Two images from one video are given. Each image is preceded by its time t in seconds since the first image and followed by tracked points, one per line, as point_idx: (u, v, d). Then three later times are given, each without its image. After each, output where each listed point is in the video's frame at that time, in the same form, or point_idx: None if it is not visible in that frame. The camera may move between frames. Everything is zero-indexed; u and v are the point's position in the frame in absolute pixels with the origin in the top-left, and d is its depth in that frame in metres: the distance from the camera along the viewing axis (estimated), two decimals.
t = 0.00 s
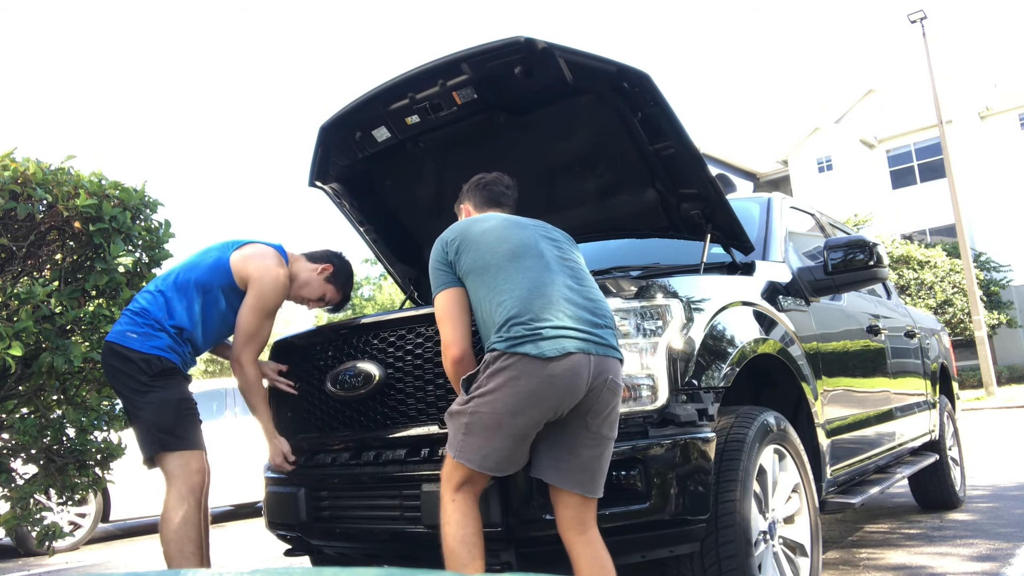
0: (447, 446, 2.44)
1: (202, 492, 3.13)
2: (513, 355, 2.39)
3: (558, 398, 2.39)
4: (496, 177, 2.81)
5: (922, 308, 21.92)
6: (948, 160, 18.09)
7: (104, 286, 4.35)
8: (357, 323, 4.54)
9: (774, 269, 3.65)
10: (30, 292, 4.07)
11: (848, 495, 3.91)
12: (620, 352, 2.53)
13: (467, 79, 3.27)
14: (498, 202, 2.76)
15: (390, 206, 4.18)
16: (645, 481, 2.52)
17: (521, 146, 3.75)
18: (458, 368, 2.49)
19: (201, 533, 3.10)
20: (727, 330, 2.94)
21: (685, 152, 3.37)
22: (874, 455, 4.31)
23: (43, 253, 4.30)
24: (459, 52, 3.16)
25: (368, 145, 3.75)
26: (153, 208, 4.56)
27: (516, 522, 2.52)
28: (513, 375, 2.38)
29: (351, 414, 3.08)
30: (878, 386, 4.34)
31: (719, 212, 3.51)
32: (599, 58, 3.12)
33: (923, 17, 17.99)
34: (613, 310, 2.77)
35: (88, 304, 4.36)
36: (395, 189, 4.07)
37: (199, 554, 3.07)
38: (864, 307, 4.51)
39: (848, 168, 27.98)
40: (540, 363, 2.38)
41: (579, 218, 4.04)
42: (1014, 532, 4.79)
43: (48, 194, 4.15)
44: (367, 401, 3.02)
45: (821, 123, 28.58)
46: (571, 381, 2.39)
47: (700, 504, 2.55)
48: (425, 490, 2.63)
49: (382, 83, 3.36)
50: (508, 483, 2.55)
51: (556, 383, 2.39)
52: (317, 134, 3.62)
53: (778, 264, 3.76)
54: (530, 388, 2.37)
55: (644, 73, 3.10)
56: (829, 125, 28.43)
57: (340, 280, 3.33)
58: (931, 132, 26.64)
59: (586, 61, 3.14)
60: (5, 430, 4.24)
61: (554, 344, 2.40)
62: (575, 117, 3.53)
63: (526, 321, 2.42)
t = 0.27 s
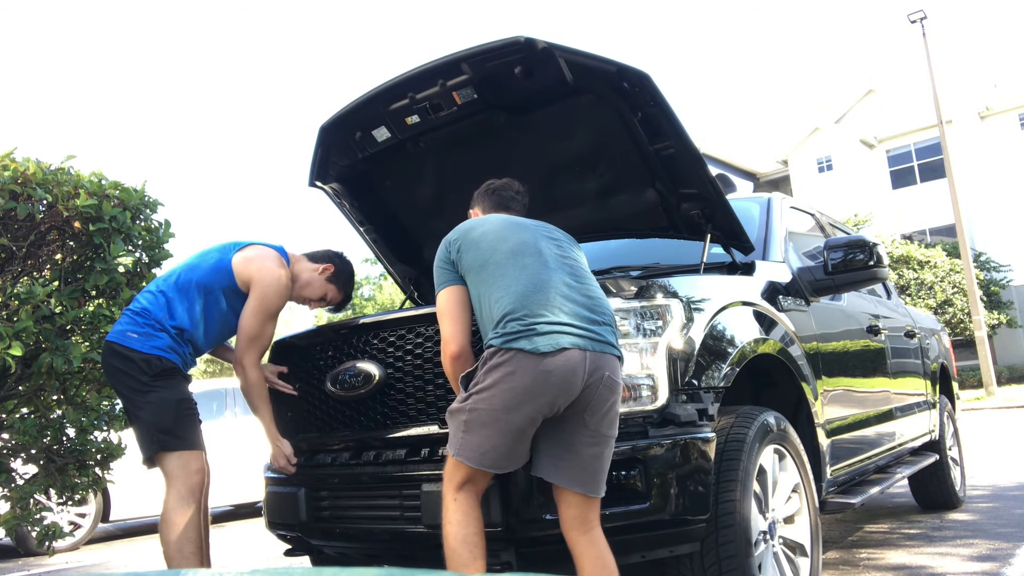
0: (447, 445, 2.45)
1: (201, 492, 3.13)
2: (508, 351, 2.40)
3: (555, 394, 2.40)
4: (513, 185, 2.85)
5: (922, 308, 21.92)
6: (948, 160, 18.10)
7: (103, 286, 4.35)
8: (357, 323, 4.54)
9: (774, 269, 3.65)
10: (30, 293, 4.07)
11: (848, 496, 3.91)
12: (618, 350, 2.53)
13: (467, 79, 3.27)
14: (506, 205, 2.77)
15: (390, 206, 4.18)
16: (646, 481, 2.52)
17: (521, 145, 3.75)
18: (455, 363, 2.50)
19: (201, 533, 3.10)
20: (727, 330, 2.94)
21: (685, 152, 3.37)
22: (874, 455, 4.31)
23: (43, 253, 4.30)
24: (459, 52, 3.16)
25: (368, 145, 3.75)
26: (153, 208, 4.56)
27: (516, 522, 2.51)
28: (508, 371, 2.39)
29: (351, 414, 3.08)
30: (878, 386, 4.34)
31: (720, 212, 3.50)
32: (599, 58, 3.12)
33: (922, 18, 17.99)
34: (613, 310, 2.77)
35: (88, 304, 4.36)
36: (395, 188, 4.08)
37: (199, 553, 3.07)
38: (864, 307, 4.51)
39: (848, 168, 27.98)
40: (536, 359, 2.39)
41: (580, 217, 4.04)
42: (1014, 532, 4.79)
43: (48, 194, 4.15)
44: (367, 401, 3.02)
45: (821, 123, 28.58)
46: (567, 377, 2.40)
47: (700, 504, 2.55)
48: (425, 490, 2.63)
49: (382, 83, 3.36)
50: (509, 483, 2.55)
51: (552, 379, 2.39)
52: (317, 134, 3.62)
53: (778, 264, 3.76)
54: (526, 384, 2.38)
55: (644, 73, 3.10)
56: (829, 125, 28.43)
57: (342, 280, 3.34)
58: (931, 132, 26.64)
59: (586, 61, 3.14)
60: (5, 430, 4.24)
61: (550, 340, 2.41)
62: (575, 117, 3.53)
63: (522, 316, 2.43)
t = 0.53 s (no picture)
0: (445, 446, 2.46)
1: (203, 491, 3.12)
2: (502, 350, 2.41)
3: (549, 392, 2.40)
4: (520, 194, 2.88)
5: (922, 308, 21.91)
6: (948, 160, 18.10)
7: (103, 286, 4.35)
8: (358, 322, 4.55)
9: (774, 269, 3.65)
10: (30, 293, 4.07)
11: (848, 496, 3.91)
12: (614, 349, 2.52)
13: (467, 79, 3.27)
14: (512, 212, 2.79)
15: (390, 206, 4.18)
16: (645, 481, 2.52)
17: (521, 145, 3.75)
18: (453, 359, 2.50)
19: (202, 534, 3.09)
20: (727, 330, 2.94)
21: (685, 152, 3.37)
22: (875, 455, 4.31)
23: (44, 253, 4.30)
24: (459, 52, 3.16)
25: (368, 145, 3.75)
26: (153, 208, 4.56)
27: (515, 522, 2.51)
28: (502, 370, 2.39)
29: (351, 414, 3.08)
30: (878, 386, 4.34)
31: (720, 212, 3.49)
32: (599, 58, 3.12)
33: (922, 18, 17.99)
34: (613, 310, 2.77)
35: (88, 304, 4.36)
36: (395, 188, 4.08)
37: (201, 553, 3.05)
38: (864, 308, 4.51)
39: (848, 168, 27.98)
40: (529, 357, 2.39)
41: (580, 217, 4.04)
42: (1014, 532, 4.79)
43: (48, 194, 4.15)
44: (367, 401, 3.03)
45: (821, 123, 28.59)
46: (561, 376, 2.41)
47: (700, 504, 2.55)
48: (424, 490, 2.63)
49: (382, 83, 3.36)
50: (508, 483, 2.55)
51: (546, 378, 2.39)
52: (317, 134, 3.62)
53: (778, 264, 3.76)
54: (520, 382, 2.38)
55: (644, 73, 3.11)
56: (829, 125, 28.44)
57: (341, 273, 3.34)
58: (931, 132, 26.64)
59: (586, 61, 3.14)
60: (5, 430, 4.24)
61: (543, 339, 2.41)
62: (574, 117, 3.54)
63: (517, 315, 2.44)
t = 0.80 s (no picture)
0: (444, 446, 2.46)
1: (203, 491, 3.12)
2: (498, 345, 2.41)
3: (546, 388, 2.40)
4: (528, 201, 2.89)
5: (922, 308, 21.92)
6: (948, 160, 18.11)
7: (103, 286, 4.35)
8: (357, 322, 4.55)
9: (774, 269, 3.65)
10: (30, 293, 4.07)
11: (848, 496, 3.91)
12: (611, 345, 2.51)
13: (467, 79, 3.27)
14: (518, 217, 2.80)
15: (390, 206, 4.18)
16: (646, 481, 2.52)
17: (521, 145, 3.75)
18: (450, 357, 2.52)
19: (202, 533, 3.09)
20: (727, 330, 2.94)
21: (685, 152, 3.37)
22: (875, 455, 4.31)
23: (44, 253, 4.31)
24: (458, 52, 3.16)
25: (368, 144, 3.75)
26: (153, 208, 4.56)
27: (516, 522, 2.51)
28: (498, 366, 2.40)
29: (351, 414, 3.08)
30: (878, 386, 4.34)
31: (720, 211, 3.49)
32: (599, 58, 3.12)
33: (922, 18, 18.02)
34: (613, 310, 2.77)
35: (88, 304, 4.36)
36: (395, 188, 4.08)
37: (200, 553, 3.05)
38: (864, 308, 4.51)
39: (848, 168, 27.99)
40: (525, 352, 2.39)
41: (580, 217, 4.04)
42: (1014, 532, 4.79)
43: (48, 194, 4.15)
44: (367, 401, 3.03)
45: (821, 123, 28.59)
46: (558, 372, 2.40)
47: (700, 504, 2.55)
48: (424, 490, 2.63)
49: (382, 83, 3.36)
50: (508, 482, 2.55)
51: (543, 373, 2.39)
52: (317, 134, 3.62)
53: (778, 264, 3.76)
54: (516, 378, 2.38)
55: (644, 73, 3.11)
56: (829, 125, 28.44)
57: (339, 267, 3.34)
58: (931, 132, 26.64)
59: (586, 61, 3.14)
60: (6, 430, 4.24)
61: (539, 334, 2.41)
62: (575, 117, 3.54)
63: (514, 310, 2.44)
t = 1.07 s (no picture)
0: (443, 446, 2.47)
1: (203, 491, 3.12)
2: (494, 344, 2.42)
3: (541, 387, 2.40)
4: (538, 204, 2.90)
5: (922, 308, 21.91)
6: (948, 160, 18.11)
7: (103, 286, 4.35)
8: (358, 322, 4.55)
9: (773, 269, 3.65)
10: (30, 293, 4.07)
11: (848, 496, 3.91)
12: (609, 344, 2.50)
13: (467, 79, 3.27)
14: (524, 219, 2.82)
15: (390, 206, 4.18)
16: (646, 481, 2.52)
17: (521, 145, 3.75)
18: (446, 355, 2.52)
19: (202, 534, 3.08)
20: (727, 330, 2.94)
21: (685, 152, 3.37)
22: (875, 455, 4.31)
23: (44, 252, 4.31)
24: (458, 52, 3.16)
25: (368, 144, 3.75)
26: (153, 208, 4.56)
27: (515, 522, 2.51)
28: (493, 365, 2.40)
29: (351, 414, 3.09)
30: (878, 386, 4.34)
31: (721, 210, 3.49)
32: (599, 58, 3.12)
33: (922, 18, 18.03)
34: (613, 310, 2.77)
35: (88, 304, 4.36)
36: (395, 189, 4.08)
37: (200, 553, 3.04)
38: (864, 308, 4.51)
39: (848, 168, 27.99)
40: (519, 351, 2.39)
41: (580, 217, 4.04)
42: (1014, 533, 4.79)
43: (48, 194, 4.15)
44: (367, 401, 3.03)
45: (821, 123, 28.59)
46: (553, 371, 2.40)
47: (700, 504, 2.55)
48: (424, 490, 2.63)
49: (382, 83, 3.36)
50: (508, 482, 2.55)
51: (537, 372, 2.39)
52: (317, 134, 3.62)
53: (778, 264, 3.76)
54: (511, 377, 2.38)
55: (644, 73, 3.11)
56: (829, 125, 28.45)
57: (340, 267, 3.34)
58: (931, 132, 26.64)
59: (586, 60, 3.14)
60: (6, 430, 4.24)
61: (533, 332, 2.41)
62: (574, 117, 3.54)
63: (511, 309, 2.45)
